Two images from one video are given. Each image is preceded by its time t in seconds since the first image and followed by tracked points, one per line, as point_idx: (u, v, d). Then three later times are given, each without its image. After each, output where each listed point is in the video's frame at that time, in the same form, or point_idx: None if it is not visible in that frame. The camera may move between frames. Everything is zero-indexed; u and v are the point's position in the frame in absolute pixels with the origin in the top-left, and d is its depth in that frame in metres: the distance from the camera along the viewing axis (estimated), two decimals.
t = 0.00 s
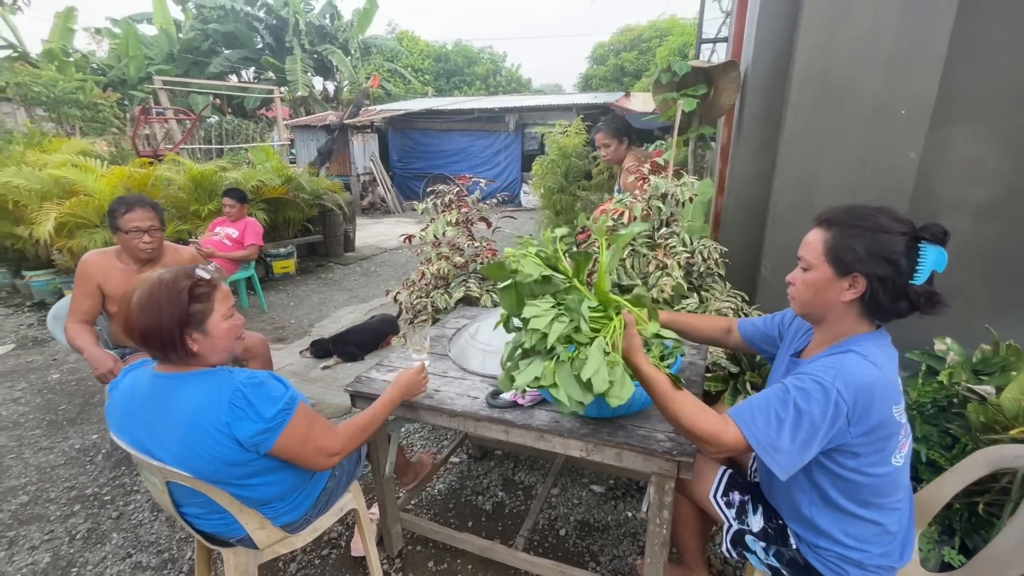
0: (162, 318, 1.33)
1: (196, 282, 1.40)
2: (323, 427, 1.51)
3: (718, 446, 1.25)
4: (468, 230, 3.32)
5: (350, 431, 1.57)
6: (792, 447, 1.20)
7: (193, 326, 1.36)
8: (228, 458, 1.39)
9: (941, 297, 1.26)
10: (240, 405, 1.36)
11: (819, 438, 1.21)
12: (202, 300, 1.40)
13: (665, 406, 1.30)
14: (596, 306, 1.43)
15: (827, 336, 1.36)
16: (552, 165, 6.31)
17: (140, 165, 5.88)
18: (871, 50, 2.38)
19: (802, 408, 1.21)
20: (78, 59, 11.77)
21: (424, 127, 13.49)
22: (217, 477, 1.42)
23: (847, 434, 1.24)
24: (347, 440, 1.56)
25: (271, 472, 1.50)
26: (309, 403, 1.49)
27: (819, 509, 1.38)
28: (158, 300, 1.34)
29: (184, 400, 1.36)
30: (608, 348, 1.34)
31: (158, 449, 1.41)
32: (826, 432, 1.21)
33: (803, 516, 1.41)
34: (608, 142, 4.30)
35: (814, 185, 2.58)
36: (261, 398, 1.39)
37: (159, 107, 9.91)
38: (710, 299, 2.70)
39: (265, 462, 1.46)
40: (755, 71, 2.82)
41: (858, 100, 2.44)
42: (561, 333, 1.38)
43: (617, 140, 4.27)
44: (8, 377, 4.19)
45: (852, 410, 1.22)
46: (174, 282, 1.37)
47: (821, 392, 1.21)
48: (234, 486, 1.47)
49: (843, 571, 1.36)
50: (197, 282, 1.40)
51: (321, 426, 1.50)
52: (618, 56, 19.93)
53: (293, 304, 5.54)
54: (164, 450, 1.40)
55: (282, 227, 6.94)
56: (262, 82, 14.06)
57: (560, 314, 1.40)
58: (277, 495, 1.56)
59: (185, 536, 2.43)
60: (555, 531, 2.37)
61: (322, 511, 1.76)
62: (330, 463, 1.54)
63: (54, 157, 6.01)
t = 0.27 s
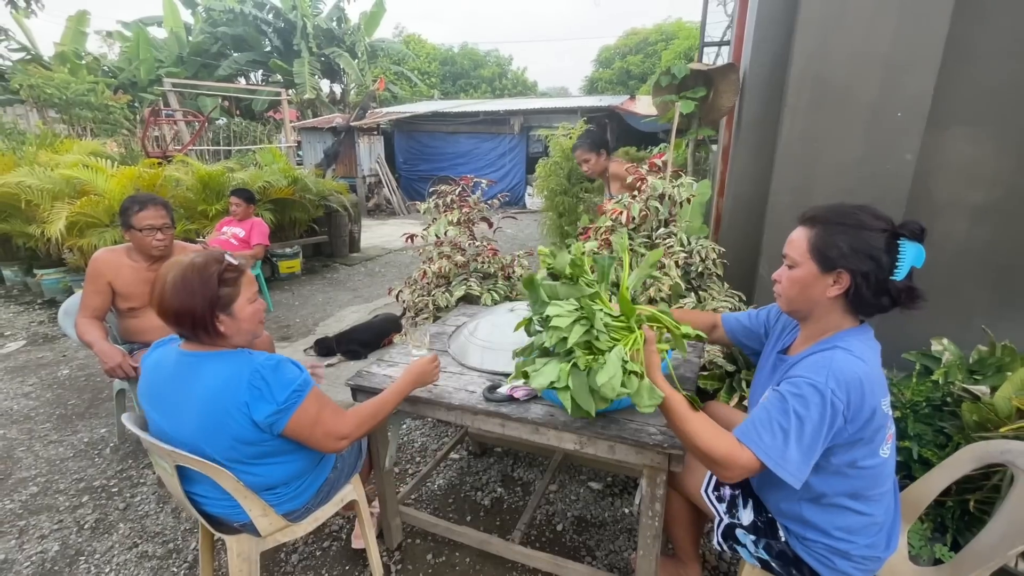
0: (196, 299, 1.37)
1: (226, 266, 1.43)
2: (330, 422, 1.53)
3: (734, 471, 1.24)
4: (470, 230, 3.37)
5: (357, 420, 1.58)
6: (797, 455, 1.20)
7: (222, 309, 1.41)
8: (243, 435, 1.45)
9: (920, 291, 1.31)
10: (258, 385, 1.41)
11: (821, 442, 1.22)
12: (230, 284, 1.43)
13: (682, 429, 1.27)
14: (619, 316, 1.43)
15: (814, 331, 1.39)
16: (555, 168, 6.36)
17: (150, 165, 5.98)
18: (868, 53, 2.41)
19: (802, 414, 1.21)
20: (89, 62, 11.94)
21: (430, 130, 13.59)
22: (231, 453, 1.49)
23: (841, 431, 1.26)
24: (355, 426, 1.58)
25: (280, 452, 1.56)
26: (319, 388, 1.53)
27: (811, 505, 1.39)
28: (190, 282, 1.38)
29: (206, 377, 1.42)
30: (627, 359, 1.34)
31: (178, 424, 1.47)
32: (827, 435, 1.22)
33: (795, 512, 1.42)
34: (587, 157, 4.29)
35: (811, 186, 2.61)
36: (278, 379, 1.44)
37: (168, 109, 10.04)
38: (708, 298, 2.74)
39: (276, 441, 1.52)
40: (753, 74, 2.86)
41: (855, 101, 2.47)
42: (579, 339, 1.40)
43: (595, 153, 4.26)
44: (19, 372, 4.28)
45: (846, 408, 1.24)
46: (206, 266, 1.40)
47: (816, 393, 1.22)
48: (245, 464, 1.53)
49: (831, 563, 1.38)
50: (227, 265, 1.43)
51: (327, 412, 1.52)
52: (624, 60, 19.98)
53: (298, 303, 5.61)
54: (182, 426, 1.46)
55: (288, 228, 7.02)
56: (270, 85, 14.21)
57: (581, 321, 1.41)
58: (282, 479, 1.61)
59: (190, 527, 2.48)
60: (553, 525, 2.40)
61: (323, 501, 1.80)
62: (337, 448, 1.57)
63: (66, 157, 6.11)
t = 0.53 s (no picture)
0: (236, 288, 1.47)
1: (265, 257, 1.52)
2: (348, 410, 1.58)
3: (777, 504, 1.31)
4: (472, 231, 3.44)
5: (377, 404, 1.63)
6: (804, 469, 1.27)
7: (260, 297, 1.51)
8: (268, 416, 1.55)
9: (892, 292, 1.39)
10: (284, 369, 1.51)
11: (825, 451, 1.28)
12: (269, 274, 1.52)
13: (721, 471, 1.31)
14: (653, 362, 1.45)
15: (792, 331, 1.47)
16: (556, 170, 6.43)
17: (156, 166, 6.06)
18: (858, 61, 2.49)
19: (803, 429, 1.27)
20: (94, 64, 12.04)
21: (432, 132, 13.67)
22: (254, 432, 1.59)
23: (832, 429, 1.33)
24: (374, 412, 1.63)
25: (298, 436, 1.65)
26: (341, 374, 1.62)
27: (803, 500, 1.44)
28: (232, 271, 1.47)
29: (241, 357, 1.52)
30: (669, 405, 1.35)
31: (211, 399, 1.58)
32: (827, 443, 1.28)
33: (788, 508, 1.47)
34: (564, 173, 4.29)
35: (804, 189, 2.69)
36: (305, 364, 1.53)
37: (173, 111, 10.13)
38: (704, 298, 2.81)
39: (297, 425, 1.61)
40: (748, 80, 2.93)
41: (846, 107, 2.55)
42: (619, 386, 1.40)
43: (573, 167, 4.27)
44: (28, 369, 4.35)
45: (836, 410, 1.30)
46: (246, 256, 1.49)
47: (806, 399, 1.29)
48: (266, 444, 1.62)
49: (818, 550, 1.44)
50: (266, 256, 1.52)
51: (349, 395, 1.59)
52: (625, 63, 20.07)
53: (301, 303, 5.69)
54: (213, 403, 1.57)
55: (292, 229, 7.10)
56: (273, 87, 14.30)
57: (622, 368, 1.42)
58: (298, 463, 1.70)
59: (199, 519, 2.55)
60: (552, 518, 2.46)
61: (332, 492, 1.87)
62: (358, 432, 1.63)
63: (73, 159, 6.19)
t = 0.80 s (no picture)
0: (276, 280, 1.57)
1: (302, 251, 1.62)
2: (370, 395, 1.63)
3: (785, 497, 1.41)
4: (471, 233, 3.52)
5: (400, 392, 1.67)
6: (802, 465, 1.35)
7: (297, 289, 1.61)
8: (294, 399, 1.63)
9: (870, 290, 1.48)
10: (314, 354, 1.59)
11: (819, 450, 1.37)
12: (305, 267, 1.62)
13: (725, 475, 1.42)
14: (654, 395, 1.50)
15: (780, 329, 1.55)
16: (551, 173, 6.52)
17: (155, 169, 6.10)
18: (843, 70, 2.59)
19: (797, 430, 1.36)
20: (89, 66, 12.03)
21: (428, 135, 13.75)
22: (279, 415, 1.67)
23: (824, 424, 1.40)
24: (396, 399, 1.67)
25: (319, 425, 1.72)
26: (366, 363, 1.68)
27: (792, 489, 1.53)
28: (272, 264, 1.57)
29: (278, 340, 1.62)
30: (669, 436, 1.39)
31: (245, 377, 1.68)
32: (821, 439, 1.37)
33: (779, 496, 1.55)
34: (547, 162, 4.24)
35: (792, 193, 2.78)
36: (334, 352, 1.61)
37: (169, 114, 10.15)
38: (696, 298, 2.89)
39: (320, 412, 1.69)
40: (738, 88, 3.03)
41: (832, 113, 2.64)
42: (622, 420, 1.45)
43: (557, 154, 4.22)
44: (29, 370, 4.39)
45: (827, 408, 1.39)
46: (286, 251, 1.59)
47: (797, 398, 1.37)
48: (289, 429, 1.70)
49: (803, 533, 1.52)
50: (303, 251, 1.62)
51: (373, 381, 1.66)
52: (620, 66, 20.20)
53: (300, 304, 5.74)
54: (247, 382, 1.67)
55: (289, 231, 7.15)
56: (269, 90, 14.34)
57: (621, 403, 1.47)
58: (312, 454, 1.76)
59: (204, 515, 2.60)
60: (550, 512, 2.54)
61: (338, 486, 1.93)
62: (379, 419, 1.68)
63: (72, 161, 6.23)
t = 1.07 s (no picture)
0: (296, 278, 1.62)
1: (322, 251, 1.67)
2: (371, 398, 1.68)
3: (772, 484, 1.47)
4: (464, 234, 3.58)
5: (399, 395, 1.70)
6: (784, 454, 1.42)
7: (316, 287, 1.66)
8: (305, 393, 1.68)
9: (845, 286, 1.55)
10: (327, 349, 1.64)
11: (800, 439, 1.43)
12: (324, 266, 1.67)
13: (711, 464, 1.49)
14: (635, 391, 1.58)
15: (760, 324, 1.62)
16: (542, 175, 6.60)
17: (146, 170, 6.08)
18: (823, 76, 2.69)
19: (778, 419, 1.43)
20: (76, 68, 11.94)
21: (419, 137, 13.79)
22: (290, 407, 1.72)
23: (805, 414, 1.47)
24: (396, 403, 1.70)
25: (325, 420, 1.77)
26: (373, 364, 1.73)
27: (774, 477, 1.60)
28: (293, 262, 1.62)
29: (294, 334, 1.67)
30: (648, 426, 1.47)
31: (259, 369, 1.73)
32: (802, 428, 1.43)
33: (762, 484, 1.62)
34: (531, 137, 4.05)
35: (775, 195, 2.88)
36: (347, 349, 1.67)
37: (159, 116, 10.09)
38: (683, 296, 2.98)
39: (328, 407, 1.74)
40: (724, 92, 3.12)
41: (813, 117, 2.73)
42: (605, 413, 1.52)
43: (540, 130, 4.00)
44: (19, 372, 4.37)
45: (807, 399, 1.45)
46: (306, 250, 1.64)
47: (778, 390, 1.44)
48: (297, 421, 1.75)
49: (784, 519, 1.59)
50: (322, 250, 1.68)
51: (376, 385, 1.70)
52: (610, 70, 20.39)
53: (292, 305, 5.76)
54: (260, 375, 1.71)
55: (281, 233, 7.16)
56: (259, 92, 14.30)
57: (605, 396, 1.55)
58: (314, 449, 1.80)
59: (201, 512, 2.62)
60: (542, 506, 2.59)
61: (336, 481, 1.97)
62: (380, 422, 1.72)
63: (61, 163, 6.19)
